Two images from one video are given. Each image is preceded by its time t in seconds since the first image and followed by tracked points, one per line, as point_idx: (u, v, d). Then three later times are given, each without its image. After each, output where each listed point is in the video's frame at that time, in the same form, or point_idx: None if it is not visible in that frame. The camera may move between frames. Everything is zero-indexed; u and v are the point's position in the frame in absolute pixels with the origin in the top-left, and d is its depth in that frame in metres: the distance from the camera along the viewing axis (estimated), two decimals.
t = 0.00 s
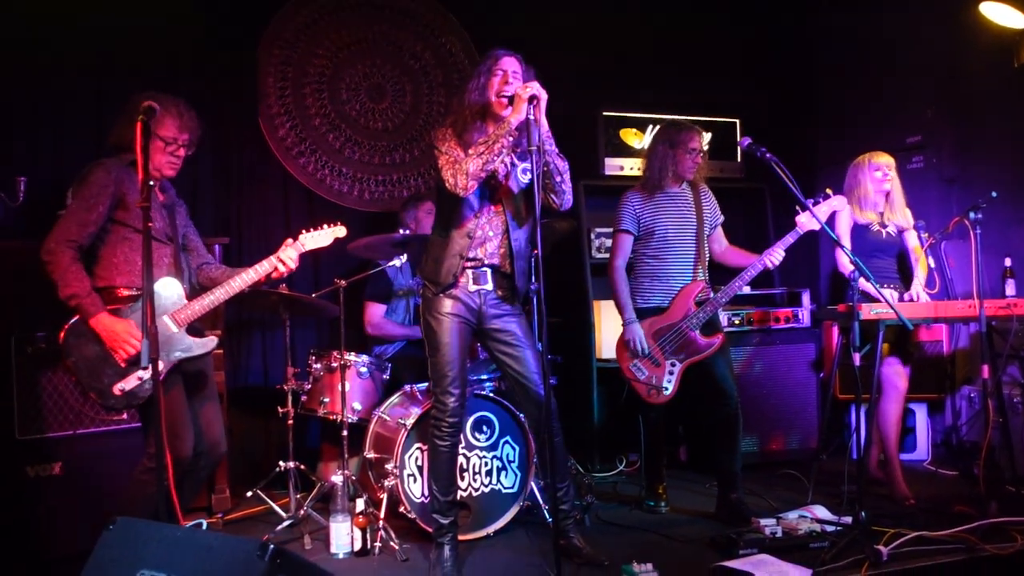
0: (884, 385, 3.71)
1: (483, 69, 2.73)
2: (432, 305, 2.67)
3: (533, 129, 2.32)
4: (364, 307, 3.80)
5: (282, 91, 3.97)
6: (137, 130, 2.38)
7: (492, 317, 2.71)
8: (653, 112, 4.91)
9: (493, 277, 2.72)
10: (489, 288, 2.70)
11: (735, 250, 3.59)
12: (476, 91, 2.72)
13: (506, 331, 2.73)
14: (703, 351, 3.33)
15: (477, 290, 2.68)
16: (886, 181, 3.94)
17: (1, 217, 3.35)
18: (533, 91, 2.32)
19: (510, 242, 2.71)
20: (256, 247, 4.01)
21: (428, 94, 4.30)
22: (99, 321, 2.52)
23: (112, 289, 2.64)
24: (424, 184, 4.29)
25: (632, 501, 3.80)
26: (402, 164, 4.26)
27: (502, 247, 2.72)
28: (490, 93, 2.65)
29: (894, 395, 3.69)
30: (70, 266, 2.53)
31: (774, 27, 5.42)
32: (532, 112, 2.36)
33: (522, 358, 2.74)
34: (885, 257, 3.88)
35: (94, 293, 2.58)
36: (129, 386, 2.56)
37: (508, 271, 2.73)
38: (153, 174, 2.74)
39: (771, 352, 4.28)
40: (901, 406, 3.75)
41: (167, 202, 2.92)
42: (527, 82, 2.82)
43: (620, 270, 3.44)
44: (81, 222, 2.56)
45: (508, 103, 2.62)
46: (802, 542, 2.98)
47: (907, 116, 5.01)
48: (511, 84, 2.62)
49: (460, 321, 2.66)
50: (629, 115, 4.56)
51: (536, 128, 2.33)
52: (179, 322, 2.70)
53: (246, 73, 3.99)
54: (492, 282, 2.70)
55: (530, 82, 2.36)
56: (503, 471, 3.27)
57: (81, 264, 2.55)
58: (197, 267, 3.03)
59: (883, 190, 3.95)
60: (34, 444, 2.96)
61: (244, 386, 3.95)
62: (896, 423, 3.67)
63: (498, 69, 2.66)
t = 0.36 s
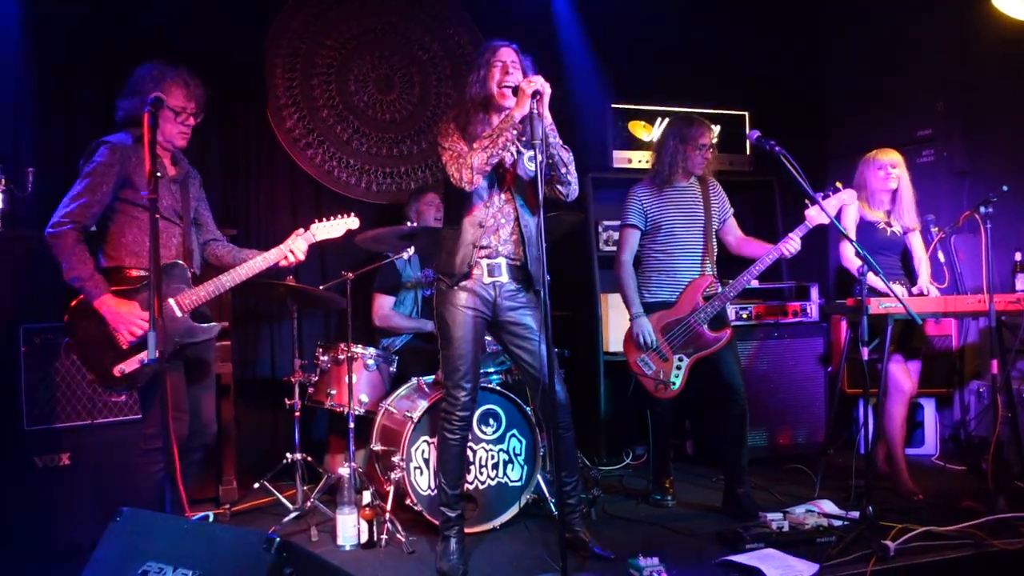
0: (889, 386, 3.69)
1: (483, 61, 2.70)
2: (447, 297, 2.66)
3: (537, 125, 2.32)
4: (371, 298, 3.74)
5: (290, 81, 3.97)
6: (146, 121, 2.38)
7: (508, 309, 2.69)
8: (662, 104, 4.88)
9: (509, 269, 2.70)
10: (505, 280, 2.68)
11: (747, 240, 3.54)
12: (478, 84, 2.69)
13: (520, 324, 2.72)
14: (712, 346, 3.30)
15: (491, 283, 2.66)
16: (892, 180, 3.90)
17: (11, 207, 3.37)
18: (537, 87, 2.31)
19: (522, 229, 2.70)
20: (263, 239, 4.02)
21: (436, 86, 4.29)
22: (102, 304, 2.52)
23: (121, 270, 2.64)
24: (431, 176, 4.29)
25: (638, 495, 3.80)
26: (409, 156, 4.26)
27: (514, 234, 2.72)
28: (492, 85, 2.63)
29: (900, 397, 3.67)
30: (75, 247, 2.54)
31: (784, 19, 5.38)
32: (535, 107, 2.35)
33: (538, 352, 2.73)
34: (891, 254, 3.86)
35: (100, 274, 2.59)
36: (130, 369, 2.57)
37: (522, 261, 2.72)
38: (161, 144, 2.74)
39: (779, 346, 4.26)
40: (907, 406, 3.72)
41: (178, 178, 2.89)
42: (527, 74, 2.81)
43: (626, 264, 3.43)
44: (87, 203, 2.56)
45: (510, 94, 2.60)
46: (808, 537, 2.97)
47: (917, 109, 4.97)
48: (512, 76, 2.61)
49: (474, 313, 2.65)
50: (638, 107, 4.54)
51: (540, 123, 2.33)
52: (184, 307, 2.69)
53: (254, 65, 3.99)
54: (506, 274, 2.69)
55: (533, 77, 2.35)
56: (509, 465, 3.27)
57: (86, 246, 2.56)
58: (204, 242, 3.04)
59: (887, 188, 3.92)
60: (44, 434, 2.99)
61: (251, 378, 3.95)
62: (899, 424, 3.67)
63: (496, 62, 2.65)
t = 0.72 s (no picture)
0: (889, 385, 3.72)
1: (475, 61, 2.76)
2: (461, 291, 2.66)
3: (534, 122, 2.37)
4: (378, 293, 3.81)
5: (296, 77, 3.90)
6: (153, 115, 2.39)
7: (524, 302, 2.72)
8: (668, 100, 4.87)
9: (524, 263, 2.71)
10: (521, 274, 2.70)
11: (753, 237, 3.54)
12: (471, 84, 2.75)
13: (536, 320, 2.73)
14: (715, 342, 3.31)
15: (509, 276, 2.68)
16: (885, 172, 3.91)
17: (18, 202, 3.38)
18: (532, 84, 2.35)
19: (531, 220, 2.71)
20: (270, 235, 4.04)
21: (443, 81, 4.24)
22: (101, 295, 2.53)
23: (123, 260, 2.65)
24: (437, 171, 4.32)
25: (643, 491, 3.80)
26: (415, 151, 4.26)
27: (524, 224, 2.73)
28: (487, 82, 2.70)
29: (898, 396, 3.70)
30: (76, 237, 2.55)
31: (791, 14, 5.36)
32: (532, 104, 2.40)
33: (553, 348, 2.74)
34: (898, 248, 3.85)
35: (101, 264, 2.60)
36: (123, 359, 2.59)
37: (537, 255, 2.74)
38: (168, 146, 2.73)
39: (784, 342, 4.26)
40: (906, 405, 3.75)
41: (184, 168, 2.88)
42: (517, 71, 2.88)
43: (636, 257, 3.44)
44: (88, 193, 2.57)
45: (506, 90, 2.69)
46: (812, 533, 2.97)
47: (924, 105, 4.95)
48: (504, 73, 2.69)
49: (489, 308, 2.65)
50: (644, 103, 4.53)
51: (537, 120, 2.39)
52: (183, 302, 2.69)
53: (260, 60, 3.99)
54: (523, 267, 2.70)
55: (529, 74, 2.40)
56: (515, 459, 3.28)
57: (87, 237, 2.58)
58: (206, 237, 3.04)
59: (883, 181, 3.93)
60: (50, 428, 3.00)
61: (257, 372, 3.97)
62: (900, 424, 3.68)
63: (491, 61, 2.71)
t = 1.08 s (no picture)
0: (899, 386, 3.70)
1: (469, 83, 2.85)
2: (476, 299, 2.69)
3: (529, 133, 2.41)
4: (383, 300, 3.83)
5: (304, 84, 3.99)
6: (163, 126, 2.41)
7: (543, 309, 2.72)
8: (673, 106, 4.89)
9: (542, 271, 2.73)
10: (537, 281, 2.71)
11: (758, 247, 3.57)
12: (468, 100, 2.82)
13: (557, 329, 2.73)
14: (718, 350, 3.30)
15: (526, 284, 2.70)
16: (896, 180, 3.88)
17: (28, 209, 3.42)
18: (526, 97, 2.38)
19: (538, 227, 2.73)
20: (277, 241, 4.06)
21: (450, 88, 4.30)
22: (109, 312, 2.57)
23: (132, 280, 2.68)
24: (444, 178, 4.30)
25: (648, 496, 3.82)
26: (421, 158, 4.27)
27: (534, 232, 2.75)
28: (483, 100, 2.71)
29: (908, 398, 3.68)
30: (78, 260, 2.59)
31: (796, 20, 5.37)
32: (526, 117, 2.43)
33: (566, 357, 2.75)
34: (903, 256, 3.88)
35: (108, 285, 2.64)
36: (138, 376, 2.59)
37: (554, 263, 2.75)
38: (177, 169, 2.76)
39: (789, 347, 4.27)
40: (916, 407, 3.73)
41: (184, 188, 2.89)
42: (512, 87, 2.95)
43: (642, 266, 3.45)
44: (89, 218, 2.61)
45: (502, 107, 2.68)
46: (818, 540, 2.98)
47: (929, 111, 4.96)
48: (499, 89, 2.68)
49: (505, 315, 2.67)
50: (649, 109, 4.55)
51: (531, 132, 2.42)
52: (193, 315, 2.73)
53: (268, 67, 4.01)
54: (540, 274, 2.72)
55: (522, 87, 2.42)
56: (521, 465, 3.30)
57: (89, 260, 2.61)
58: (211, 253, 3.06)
59: (892, 189, 3.90)
60: (60, 434, 3.03)
61: (265, 378, 3.99)
62: (909, 423, 3.68)
63: (483, 80, 2.72)
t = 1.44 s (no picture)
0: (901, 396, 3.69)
1: (466, 96, 2.82)
2: (482, 309, 2.70)
3: (525, 145, 2.42)
4: (388, 310, 3.81)
5: (307, 95, 4.00)
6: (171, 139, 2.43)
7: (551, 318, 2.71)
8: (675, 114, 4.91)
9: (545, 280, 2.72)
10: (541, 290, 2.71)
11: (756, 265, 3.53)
12: (464, 112, 2.82)
13: (561, 338, 2.73)
14: (724, 359, 3.32)
15: (530, 293, 2.69)
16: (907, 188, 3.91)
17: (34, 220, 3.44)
18: (522, 109, 2.42)
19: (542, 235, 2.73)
20: (282, 250, 4.08)
21: (453, 98, 4.30)
22: (113, 312, 2.53)
23: (137, 277, 2.67)
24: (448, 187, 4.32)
25: (654, 505, 3.81)
26: (424, 168, 4.28)
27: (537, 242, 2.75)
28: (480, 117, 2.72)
29: (912, 408, 3.69)
30: (85, 257, 2.58)
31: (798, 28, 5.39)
32: (522, 128, 2.45)
33: (572, 366, 2.74)
34: (906, 264, 3.84)
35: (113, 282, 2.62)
36: (137, 375, 2.59)
37: (558, 272, 2.75)
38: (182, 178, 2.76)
39: (794, 355, 4.27)
40: (919, 418, 3.74)
41: (192, 180, 2.85)
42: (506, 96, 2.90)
43: (650, 273, 3.43)
44: (94, 214, 2.59)
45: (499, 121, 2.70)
46: (825, 548, 2.97)
47: (932, 118, 4.97)
48: (495, 103, 2.69)
49: (509, 324, 2.67)
50: (652, 117, 4.56)
51: (527, 144, 2.45)
52: (194, 318, 2.68)
53: (272, 78, 4.04)
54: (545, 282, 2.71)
55: (518, 99, 2.46)
56: (526, 475, 3.29)
57: (96, 257, 2.61)
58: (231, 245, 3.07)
59: (904, 195, 3.92)
60: (66, 444, 3.03)
61: (270, 388, 4.00)
62: (913, 435, 3.67)
63: (479, 96, 2.72)
